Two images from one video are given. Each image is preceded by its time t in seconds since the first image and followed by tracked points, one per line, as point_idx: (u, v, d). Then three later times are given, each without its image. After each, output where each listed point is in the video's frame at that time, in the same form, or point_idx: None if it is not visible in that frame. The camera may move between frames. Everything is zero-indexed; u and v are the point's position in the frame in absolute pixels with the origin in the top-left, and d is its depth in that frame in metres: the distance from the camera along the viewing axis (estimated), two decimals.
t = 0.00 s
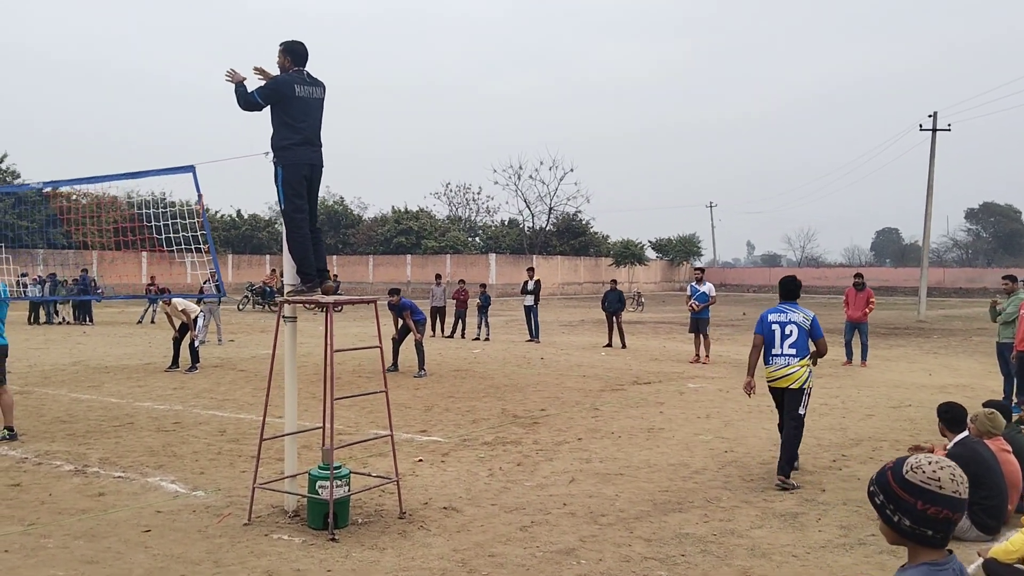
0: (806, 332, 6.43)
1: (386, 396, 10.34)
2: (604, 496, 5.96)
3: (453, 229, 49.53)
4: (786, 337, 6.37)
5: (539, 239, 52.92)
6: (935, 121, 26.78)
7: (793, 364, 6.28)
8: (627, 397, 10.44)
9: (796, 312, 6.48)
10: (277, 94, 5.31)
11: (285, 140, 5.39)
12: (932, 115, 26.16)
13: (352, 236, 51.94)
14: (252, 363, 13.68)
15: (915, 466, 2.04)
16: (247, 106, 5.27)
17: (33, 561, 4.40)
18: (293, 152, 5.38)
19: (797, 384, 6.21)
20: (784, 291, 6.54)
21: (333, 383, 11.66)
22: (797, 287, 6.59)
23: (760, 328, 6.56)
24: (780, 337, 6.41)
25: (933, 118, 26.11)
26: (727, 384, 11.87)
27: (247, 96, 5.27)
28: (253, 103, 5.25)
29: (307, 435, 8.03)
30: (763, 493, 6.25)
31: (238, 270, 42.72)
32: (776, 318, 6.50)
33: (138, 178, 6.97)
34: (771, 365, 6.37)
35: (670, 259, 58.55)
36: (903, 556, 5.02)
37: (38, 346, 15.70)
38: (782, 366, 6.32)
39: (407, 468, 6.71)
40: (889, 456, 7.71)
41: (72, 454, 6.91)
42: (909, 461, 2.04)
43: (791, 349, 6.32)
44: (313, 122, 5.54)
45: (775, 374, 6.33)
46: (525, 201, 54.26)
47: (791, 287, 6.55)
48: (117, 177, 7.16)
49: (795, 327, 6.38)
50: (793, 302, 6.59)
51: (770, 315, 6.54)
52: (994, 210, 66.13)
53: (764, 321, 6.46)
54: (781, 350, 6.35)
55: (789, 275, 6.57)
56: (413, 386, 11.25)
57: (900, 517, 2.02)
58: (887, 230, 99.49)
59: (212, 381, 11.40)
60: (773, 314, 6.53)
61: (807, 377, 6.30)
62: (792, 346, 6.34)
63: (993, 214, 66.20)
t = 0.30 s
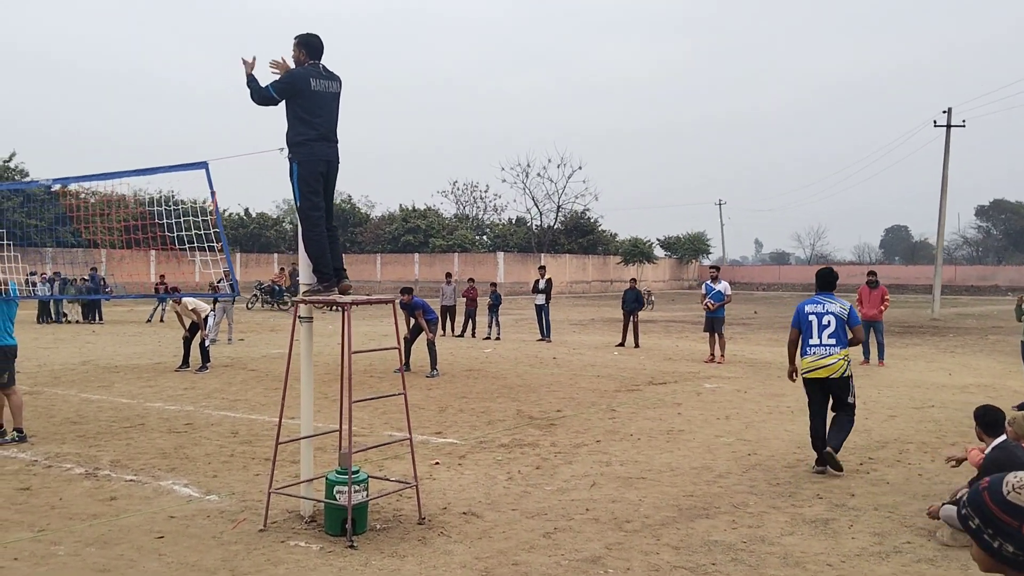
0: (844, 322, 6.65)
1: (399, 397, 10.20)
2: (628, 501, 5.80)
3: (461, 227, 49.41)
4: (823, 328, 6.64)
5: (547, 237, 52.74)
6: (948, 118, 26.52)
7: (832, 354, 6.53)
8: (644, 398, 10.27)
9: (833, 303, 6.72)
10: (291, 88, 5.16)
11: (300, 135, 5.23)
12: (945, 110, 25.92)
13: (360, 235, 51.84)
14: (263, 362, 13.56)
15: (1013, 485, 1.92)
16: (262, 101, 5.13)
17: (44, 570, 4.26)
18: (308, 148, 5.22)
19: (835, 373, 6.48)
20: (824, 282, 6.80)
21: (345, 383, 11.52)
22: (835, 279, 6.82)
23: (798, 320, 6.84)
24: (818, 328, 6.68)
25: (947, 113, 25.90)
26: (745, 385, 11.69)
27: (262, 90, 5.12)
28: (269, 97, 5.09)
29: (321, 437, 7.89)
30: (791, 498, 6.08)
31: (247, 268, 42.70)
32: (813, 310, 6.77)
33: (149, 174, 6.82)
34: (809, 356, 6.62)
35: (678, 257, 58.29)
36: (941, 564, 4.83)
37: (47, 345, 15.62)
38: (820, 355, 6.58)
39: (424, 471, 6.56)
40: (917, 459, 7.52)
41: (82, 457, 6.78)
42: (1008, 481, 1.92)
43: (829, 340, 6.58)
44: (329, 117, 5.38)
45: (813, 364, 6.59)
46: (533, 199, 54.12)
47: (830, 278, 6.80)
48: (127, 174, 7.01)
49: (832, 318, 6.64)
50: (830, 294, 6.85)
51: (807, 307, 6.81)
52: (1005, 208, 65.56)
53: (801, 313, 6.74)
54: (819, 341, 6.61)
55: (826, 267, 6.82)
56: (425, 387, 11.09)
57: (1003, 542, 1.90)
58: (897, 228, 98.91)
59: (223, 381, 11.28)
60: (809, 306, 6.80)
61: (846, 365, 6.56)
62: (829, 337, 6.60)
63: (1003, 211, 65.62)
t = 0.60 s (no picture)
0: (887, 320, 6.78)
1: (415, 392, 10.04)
2: (654, 499, 5.60)
3: (474, 223, 49.26)
4: (867, 326, 6.75)
5: (561, 233, 52.52)
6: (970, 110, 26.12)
7: (876, 352, 6.67)
8: (665, 393, 10.06)
9: (877, 301, 6.82)
10: (305, 72, 5.00)
11: (315, 122, 5.07)
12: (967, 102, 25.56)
13: (374, 231, 51.80)
14: (278, 357, 13.45)
15: None
16: (279, 88, 5.00)
17: (52, 569, 4.12)
18: (324, 134, 5.05)
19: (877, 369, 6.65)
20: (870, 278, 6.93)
21: (360, 377, 11.37)
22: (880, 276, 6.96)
23: (841, 315, 6.94)
24: (861, 325, 6.79)
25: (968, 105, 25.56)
26: (767, 379, 11.45)
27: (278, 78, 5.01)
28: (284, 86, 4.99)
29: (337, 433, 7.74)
30: (823, 496, 5.87)
31: (261, 265, 42.76)
32: (857, 307, 6.86)
33: (162, 164, 6.69)
34: (853, 352, 6.75)
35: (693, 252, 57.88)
36: (986, 565, 4.61)
37: (62, 340, 15.60)
38: (864, 352, 6.70)
39: (443, 467, 6.39)
40: (950, 455, 7.28)
41: (94, 452, 6.66)
42: None
43: (873, 337, 6.71)
44: (344, 102, 5.20)
45: (857, 359, 6.71)
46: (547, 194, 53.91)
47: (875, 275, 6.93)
48: (140, 164, 6.88)
49: (876, 315, 6.75)
50: (874, 291, 6.96)
51: (851, 303, 6.91)
52: None
53: (845, 310, 6.85)
54: (863, 338, 6.73)
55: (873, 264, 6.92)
56: (442, 382, 10.92)
57: None
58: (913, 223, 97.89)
59: (237, 376, 11.16)
60: (853, 302, 6.90)
61: (888, 363, 6.72)
62: (873, 334, 6.72)
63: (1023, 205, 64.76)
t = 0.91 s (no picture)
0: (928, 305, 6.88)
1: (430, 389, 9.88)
2: (678, 500, 5.40)
3: (489, 217, 49.09)
4: (908, 310, 6.85)
5: (575, 227, 52.26)
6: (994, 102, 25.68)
7: (916, 336, 6.78)
8: (685, 390, 9.85)
9: (919, 286, 6.91)
10: (315, 56, 4.84)
11: (326, 108, 4.89)
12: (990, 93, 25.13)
13: (388, 225, 51.75)
14: (291, 352, 13.33)
15: None
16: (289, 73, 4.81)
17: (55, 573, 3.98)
18: (336, 121, 4.87)
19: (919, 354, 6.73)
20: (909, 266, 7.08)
21: (374, 373, 11.22)
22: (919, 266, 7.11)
23: (882, 300, 7.03)
24: (903, 310, 6.89)
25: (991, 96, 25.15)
26: (789, 375, 11.20)
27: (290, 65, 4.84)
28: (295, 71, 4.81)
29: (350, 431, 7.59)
30: (853, 497, 5.64)
31: (276, 260, 42.82)
32: (900, 291, 6.95)
33: (170, 153, 6.55)
34: (893, 336, 6.86)
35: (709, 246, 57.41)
36: None
37: (76, 335, 15.57)
38: (904, 336, 6.81)
39: (459, 467, 6.22)
40: (984, 454, 7.01)
41: (103, 450, 6.54)
42: None
43: (914, 322, 6.81)
44: (357, 87, 5.02)
45: (897, 344, 6.82)
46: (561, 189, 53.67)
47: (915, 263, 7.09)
48: (148, 153, 6.75)
49: (918, 300, 6.85)
50: (915, 276, 7.05)
51: (894, 287, 6.99)
52: None
53: (888, 294, 6.94)
54: (904, 322, 6.84)
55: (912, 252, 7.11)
56: (456, 378, 10.75)
57: None
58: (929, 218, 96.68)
59: (250, 372, 11.03)
60: (896, 287, 6.98)
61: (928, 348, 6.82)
62: (914, 318, 6.83)
63: None
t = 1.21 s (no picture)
0: (955, 302, 6.81)
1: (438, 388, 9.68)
2: (699, 506, 5.19)
3: (494, 214, 48.85)
4: (936, 310, 6.76)
5: (581, 223, 51.99)
6: (1005, 96, 25.42)
7: (945, 335, 6.69)
8: (698, 389, 9.63)
9: (945, 284, 6.84)
10: (319, 42, 4.63)
11: (330, 99, 4.68)
12: (1001, 87, 24.88)
13: (392, 222, 51.55)
14: (296, 351, 13.14)
15: None
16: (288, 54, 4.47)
17: None
18: (341, 112, 4.67)
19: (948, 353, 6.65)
20: (931, 267, 6.91)
21: (380, 372, 11.02)
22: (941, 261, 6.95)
23: (909, 301, 6.93)
24: (930, 309, 6.80)
25: (1002, 90, 24.93)
26: (803, 374, 10.97)
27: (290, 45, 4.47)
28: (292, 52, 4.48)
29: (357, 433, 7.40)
30: (881, 503, 5.42)
31: (280, 257, 42.66)
32: (926, 291, 6.85)
33: (170, 148, 6.36)
34: (922, 336, 6.77)
35: (715, 242, 57.06)
36: None
37: (79, 334, 15.40)
38: (933, 336, 6.73)
39: (469, 470, 6.01)
40: (1012, 455, 6.78)
41: (103, 453, 6.35)
42: None
43: (942, 321, 6.71)
44: (363, 77, 4.82)
45: (926, 344, 6.75)
46: (567, 185, 53.39)
47: (936, 262, 6.92)
48: (147, 148, 6.56)
49: (946, 299, 6.75)
50: (939, 276, 6.96)
51: (919, 288, 6.90)
52: None
53: (914, 295, 6.84)
54: (932, 322, 6.74)
55: (932, 252, 6.93)
56: (464, 377, 10.54)
57: None
58: (936, 213, 96.07)
59: (254, 371, 10.84)
60: (921, 288, 6.90)
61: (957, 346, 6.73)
62: (942, 317, 6.72)
63: None
